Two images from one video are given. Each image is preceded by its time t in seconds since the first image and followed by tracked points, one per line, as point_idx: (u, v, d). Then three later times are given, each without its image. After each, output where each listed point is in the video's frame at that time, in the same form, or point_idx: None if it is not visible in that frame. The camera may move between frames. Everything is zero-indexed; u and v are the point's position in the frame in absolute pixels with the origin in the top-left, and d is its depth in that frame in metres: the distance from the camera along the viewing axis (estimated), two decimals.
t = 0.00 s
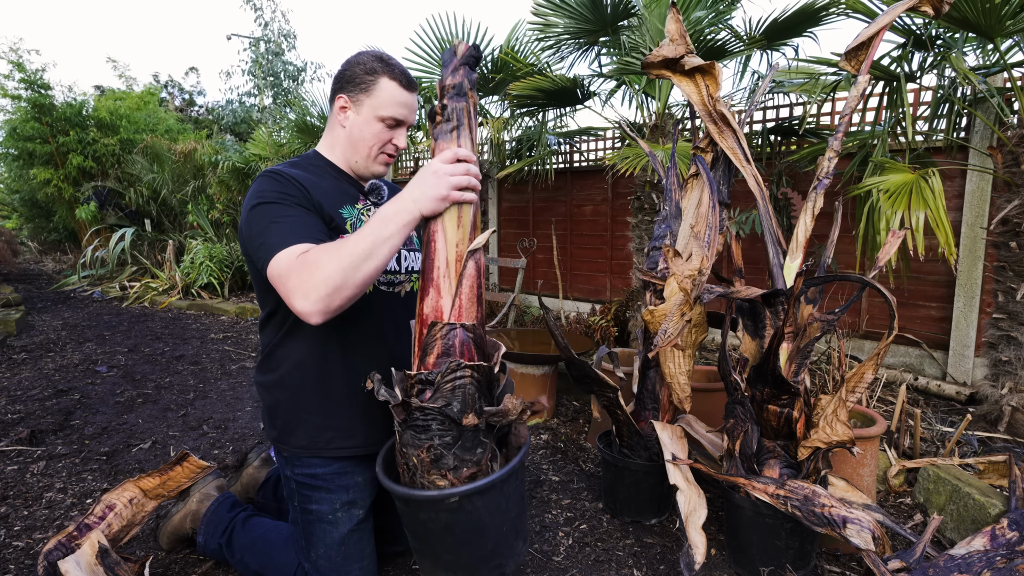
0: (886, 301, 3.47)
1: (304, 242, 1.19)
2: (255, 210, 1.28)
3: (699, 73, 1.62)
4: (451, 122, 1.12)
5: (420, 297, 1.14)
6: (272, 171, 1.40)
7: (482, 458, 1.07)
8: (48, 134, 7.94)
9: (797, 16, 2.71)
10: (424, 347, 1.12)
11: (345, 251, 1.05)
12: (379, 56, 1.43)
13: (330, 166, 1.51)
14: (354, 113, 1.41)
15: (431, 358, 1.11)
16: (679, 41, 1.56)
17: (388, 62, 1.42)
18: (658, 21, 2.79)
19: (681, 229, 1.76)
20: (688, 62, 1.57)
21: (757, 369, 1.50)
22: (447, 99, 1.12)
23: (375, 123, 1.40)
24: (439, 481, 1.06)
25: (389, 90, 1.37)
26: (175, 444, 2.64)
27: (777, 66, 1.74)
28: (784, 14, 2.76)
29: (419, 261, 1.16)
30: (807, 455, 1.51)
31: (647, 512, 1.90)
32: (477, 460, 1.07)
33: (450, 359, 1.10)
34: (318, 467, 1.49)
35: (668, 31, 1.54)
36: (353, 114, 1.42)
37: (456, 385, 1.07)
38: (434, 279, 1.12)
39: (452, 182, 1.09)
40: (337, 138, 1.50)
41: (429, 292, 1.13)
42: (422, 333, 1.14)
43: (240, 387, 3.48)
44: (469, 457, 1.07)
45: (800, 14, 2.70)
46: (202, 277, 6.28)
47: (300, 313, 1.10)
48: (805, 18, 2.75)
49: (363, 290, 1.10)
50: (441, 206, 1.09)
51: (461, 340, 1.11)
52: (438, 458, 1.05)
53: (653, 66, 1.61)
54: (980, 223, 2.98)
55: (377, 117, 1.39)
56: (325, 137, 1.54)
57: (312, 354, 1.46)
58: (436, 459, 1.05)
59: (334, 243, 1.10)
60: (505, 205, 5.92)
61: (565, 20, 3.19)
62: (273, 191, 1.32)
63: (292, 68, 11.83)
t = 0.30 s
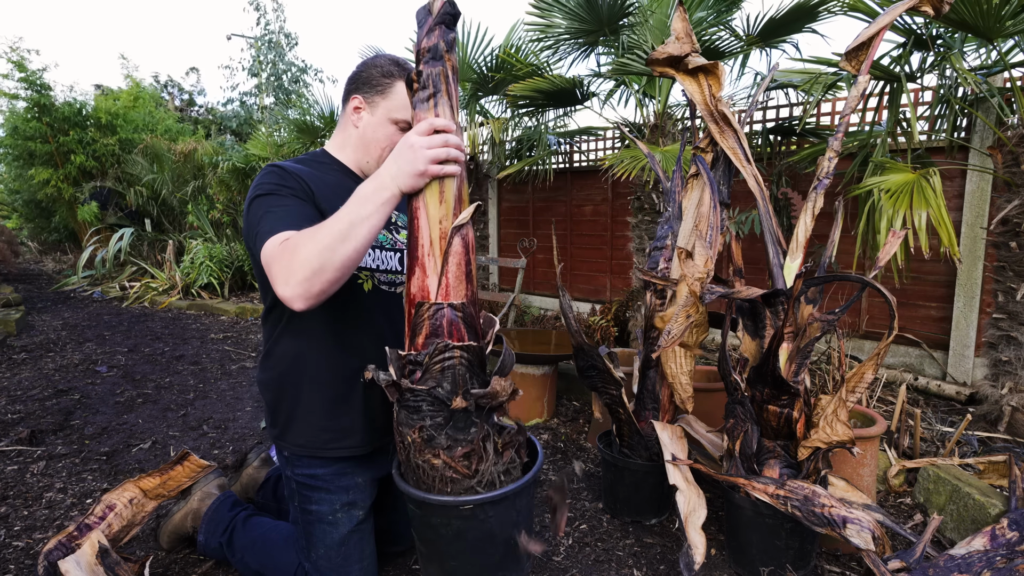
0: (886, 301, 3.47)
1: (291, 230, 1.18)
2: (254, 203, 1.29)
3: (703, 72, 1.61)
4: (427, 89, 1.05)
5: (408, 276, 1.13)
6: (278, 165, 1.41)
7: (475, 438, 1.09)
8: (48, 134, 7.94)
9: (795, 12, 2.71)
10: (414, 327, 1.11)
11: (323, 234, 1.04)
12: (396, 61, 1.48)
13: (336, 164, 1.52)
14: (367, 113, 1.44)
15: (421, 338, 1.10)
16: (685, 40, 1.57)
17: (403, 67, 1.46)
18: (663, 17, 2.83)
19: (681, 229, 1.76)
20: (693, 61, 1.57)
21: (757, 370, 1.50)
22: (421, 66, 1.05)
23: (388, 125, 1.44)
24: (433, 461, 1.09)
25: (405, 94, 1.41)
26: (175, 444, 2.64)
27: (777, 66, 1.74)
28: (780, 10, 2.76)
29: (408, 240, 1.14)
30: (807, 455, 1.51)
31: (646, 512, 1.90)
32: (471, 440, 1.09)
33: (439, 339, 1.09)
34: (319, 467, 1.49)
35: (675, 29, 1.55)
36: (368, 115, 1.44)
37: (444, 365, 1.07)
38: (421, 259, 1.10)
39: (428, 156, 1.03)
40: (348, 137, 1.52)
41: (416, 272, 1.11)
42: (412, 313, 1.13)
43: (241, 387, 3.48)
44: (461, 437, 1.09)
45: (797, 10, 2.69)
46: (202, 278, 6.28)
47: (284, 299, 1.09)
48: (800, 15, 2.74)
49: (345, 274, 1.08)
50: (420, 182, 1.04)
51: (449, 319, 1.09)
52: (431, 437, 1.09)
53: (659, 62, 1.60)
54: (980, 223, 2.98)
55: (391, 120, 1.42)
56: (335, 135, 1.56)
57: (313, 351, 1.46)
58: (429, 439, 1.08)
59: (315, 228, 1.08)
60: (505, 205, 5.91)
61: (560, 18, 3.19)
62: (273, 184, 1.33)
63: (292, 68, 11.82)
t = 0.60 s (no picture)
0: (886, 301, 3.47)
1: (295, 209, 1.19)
2: (262, 189, 1.31)
3: (703, 73, 1.61)
4: (427, 63, 1.10)
5: (410, 250, 1.16)
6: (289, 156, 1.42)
7: (480, 413, 1.04)
8: (48, 134, 7.93)
9: (800, 17, 2.71)
10: (417, 302, 1.14)
11: (325, 207, 1.05)
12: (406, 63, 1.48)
13: (344, 161, 1.51)
14: (378, 113, 1.44)
15: (423, 312, 1.12)
16: (685, 40, 1.56)
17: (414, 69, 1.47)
18: (662, 17, 2.82)
19: (681, 229, 1.76)
20: (692, 61, 1.57)
21: (757, 370, 1.50)
22: (422, 40, 1.10)
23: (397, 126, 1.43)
24: (437, 438, 1.03)
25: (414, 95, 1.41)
26: (175, 444, 2.64)
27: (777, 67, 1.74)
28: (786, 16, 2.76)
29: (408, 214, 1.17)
30: (807, 455, 1.51)
31: (647, 512, 1.90)
32: (475, 415, 1.04)
33: (442, 312, 1.10)
34: (323, 467, 1.49)
35: (675, 30, 1.55)
36: (378, 115, 1.44)
37: (448, 338, 1.08)
38: (422, 232, 1.13)
39: (429, 127, 1.07)
40: (356, 135, 1.52)
41: (417, 245, 1.14)
42: (413, 288, 1.15)
43: (240, 387, 3.48)
44: (466, 412, 1.04)
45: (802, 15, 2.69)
46: (202, 278, 6.28)
47: (290, 275, 1.09)
48: (808, 20, 2.74)
49: (347, 249, 1.08)
50: (421, 153, 1.08)
51: (451, 293, 1.11)
52: (434, 413, 1.04)
53: (659, 62, 1.59)
54: (980, 223, 2.98)
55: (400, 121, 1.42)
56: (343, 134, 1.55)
57: (322, 342, 1.46)
58: (433, 415, 1.03)
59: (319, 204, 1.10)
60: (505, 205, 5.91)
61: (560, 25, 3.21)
62: (280, 172, 1.34)
63: (292, 68, 11.82)
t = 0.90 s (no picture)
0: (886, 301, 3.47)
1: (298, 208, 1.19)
2: (269, 189, 1.31)
3: (702, 74, 1.62)
4: (427, 66, 1.11)
5: (411, 252, 1.16)
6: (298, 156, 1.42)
7: (476, 417, 1.07)
8: (47, 134, 7.93)
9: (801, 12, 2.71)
10: (416, 304, 1.14)
11: (326, 206, 1.06)
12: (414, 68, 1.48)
13: (353, 162, 1.51)
14: (385, 115, 1.44)
15: (421, 313, 1.12)
16: (682, 43, 1.55)
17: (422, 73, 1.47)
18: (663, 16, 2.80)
19: (681, 229, 1.76)
20: (692, 62, 1.56)
21: (757, 370, 1.50)
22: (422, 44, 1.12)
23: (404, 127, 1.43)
24: (432, 442, 1.05)
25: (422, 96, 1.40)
26: (175, 444, 2.64)
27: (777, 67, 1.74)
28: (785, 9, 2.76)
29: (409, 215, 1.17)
30: (807, 455, 1.51)
31: (647, 512, 1.90)
32: (471, 420, 1.07)
33: (438, 313, 1.11)
34: (324, 465, 1.48)
35: (672, 33, 1.53)
36: (385, 117, 1.44)
37: (444, 340, 1.09)
38: (421, 233, 1.14)
39: (427, 128, 1.07)
40: (364, 137, 1.51)
41: (416, 246, 1.14)
42: (413, 290, 1.16)
43: (241, 387, 3.48)
44: (461, 416, 1.06)
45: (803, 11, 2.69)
46: (202, 278, 6.28)
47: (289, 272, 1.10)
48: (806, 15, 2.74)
49: (347, 249, 1.08)
50: (418, 154, 1.07)
51: (448, 295, 1.11)
52: (430, 416, 1.06)
53: (656, 67, 1.60)
54: (980, 223, 2.98)
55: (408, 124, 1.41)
56: (352, 136, 1.55)
57: (326, 342, 1.46)
58: (428, 418, 1.06)
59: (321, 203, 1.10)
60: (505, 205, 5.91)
61: (564, 19, 3.19)
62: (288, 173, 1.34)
63: (292, 68, 11.81)
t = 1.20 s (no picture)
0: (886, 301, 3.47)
1: (304, 236, 1.20)
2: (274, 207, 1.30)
3: (701, 75, 1.62)
4: (442, 123, 1.05)
5: (416, 299, 1.14)
6: (303, 169, 1.41)
7: (467, 469, 1.05)
8: (47, 134, 7.93)
9: (793, 9, 2.72)
10: (417, 350, 1.12)
11: (334, 247, 1.06)
12: (420, 75, 1.46)
13: (359, 170, 1.52)
14: (388, 120, 1.43)
15: (421, 361, 1.11)
16: (681, 43, 1.56)
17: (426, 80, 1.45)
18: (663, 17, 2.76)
19: (681, 229, 1.76)
20: (691, 63, 1.57)
21: (757, 370, 1.50)
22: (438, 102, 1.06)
23: (408, 133, 1.42)
24: (422, 488, 1.05)
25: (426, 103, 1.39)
26: (175, 444, 2.64)
27: (777, 67, 1.74)
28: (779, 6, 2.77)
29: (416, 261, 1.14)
30: (807, 455, 1.51)
31: (647, 512, 1.90)
32: (462, 471, 1.04)
33: (437, 364, 1.08)
34: (323, 461, 1.49)
35: (671, 33, 1.54)
36: (389, 122, 1.43)
37: (440, 391, 1.07)
38: (426, 283, 1.11)
39: (437, 185, 1.02)
40: (370, 143, 1.52)
41: (421, 295, 1.12)
42: (416, 336, 1.14)
43: (241, 387, 3.48)
44: (453, 467, 1.04)
45: (797, 6, 2.69)
46: (202, 278, 6.29)
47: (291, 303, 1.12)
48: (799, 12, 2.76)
49: (352, 287, 1.10)
50: (428, 210, 1.04)
51: (449, 346, 1.08)
52: (421, 464, 1.05)
53: (656, 67, 1.60)
54: (980, 223, 2.98)
55: (411, 129, 1.41)
56: (359, 142, 1.55)
57: (322, 352, 1.46)
58: (419, 465, 1.05)
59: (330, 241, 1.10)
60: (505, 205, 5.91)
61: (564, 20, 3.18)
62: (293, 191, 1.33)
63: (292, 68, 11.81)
